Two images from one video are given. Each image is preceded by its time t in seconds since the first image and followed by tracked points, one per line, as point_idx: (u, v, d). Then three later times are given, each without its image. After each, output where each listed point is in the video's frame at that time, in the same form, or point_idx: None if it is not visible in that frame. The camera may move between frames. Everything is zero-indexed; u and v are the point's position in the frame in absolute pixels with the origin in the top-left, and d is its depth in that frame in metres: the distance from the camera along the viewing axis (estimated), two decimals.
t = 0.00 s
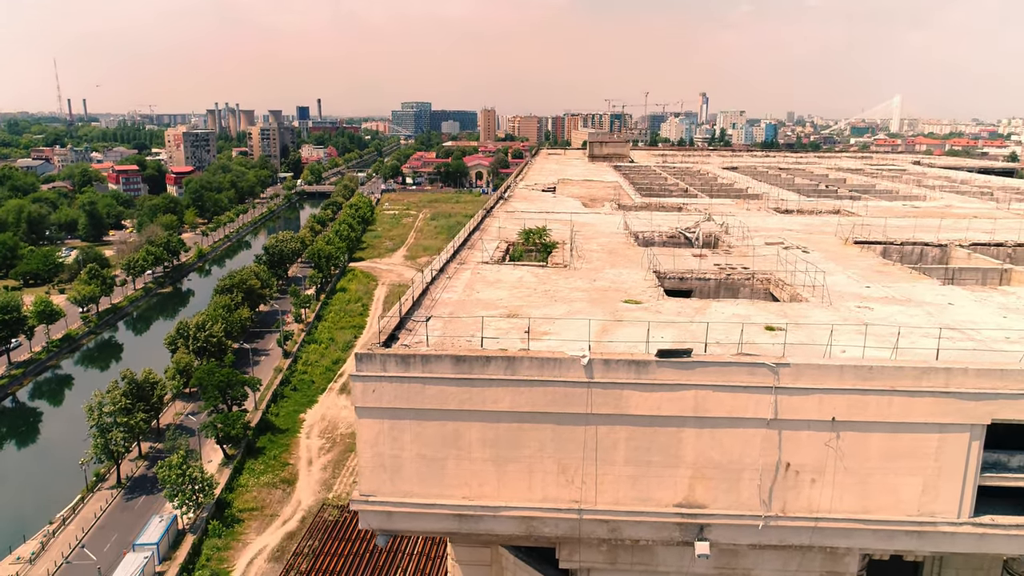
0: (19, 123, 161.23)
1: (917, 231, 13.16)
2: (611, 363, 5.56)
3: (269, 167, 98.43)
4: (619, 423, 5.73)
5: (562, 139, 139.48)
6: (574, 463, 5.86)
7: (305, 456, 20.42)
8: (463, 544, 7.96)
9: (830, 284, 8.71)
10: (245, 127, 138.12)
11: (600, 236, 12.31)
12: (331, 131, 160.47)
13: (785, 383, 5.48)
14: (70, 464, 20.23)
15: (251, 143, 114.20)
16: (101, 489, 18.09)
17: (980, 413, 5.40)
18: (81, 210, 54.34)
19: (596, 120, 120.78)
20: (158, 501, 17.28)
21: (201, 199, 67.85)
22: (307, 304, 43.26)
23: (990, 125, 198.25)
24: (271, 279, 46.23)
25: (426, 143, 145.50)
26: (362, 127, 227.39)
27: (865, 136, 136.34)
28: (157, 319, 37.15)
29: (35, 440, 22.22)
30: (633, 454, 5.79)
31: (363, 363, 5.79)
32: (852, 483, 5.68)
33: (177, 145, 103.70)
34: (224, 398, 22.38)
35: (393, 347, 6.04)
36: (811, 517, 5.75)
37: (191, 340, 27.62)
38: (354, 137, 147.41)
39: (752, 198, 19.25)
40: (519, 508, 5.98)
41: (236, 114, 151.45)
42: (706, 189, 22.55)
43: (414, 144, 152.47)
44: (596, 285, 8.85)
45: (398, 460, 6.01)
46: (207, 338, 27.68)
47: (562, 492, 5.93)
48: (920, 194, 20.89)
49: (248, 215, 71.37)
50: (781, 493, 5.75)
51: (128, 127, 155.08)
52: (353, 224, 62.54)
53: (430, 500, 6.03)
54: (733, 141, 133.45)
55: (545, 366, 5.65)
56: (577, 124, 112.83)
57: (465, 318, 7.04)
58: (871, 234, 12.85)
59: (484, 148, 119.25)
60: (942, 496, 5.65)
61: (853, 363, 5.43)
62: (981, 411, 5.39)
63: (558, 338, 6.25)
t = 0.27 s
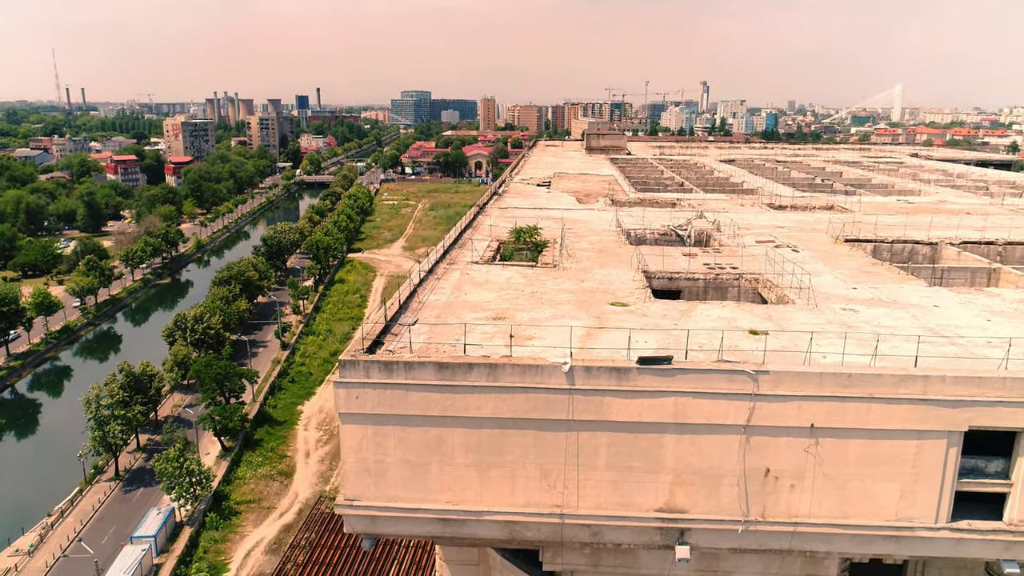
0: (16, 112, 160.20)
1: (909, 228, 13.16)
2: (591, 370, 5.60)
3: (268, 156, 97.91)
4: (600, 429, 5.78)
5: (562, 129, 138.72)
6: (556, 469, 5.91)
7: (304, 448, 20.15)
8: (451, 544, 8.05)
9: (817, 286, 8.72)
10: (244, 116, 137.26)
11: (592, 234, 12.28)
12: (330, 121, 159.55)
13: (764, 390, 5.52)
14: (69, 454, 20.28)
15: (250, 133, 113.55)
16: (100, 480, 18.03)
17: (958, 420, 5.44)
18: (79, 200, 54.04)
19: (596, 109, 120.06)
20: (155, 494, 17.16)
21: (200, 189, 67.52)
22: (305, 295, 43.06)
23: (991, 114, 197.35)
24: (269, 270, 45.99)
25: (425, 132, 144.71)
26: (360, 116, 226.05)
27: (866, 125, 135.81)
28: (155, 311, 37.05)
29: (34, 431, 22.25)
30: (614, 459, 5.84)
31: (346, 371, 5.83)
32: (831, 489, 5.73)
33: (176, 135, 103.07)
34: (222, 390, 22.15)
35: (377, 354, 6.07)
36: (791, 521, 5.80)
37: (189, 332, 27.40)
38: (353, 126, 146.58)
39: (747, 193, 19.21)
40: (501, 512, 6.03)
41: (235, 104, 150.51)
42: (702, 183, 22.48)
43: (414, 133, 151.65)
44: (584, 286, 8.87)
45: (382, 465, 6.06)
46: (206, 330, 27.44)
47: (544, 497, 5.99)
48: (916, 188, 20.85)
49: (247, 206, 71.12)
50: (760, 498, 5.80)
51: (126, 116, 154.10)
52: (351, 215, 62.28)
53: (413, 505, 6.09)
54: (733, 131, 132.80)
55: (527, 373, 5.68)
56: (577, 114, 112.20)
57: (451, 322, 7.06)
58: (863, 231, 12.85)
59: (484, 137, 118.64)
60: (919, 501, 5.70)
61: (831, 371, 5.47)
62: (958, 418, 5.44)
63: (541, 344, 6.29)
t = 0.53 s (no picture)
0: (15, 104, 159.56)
1: (900, 227, 13.19)
2: (572, 376, 5.63)
3: (266, 149, 97.52)
4: (582, 434, 5.81)
5: (561, 121, 138.18)
6: (538, 473, 5.95)
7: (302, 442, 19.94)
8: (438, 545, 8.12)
9: (804, 288, 8.74)
10: (242, 108, 136.50)
11: (583, 234, 12.29)
12: (329, 113, 158.86)
13: (743, 396, 5.55)
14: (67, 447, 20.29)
15: (248, 125, 113.08)
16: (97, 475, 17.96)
17: (935, 426, 5.48)
18: (77, 193, 53.80)
19: (596, 101, 119.54)
20: (153, 489, 17.04)
21: (198, 182, 67.28)
22: (303, 289, 42.92)
23: (992, 106, 196.79)
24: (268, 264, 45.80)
25: (424, 124, 144.15)
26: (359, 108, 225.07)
27: (865, 117, 135.62)
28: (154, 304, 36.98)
29: (32, 424, 22.26)
30: (596, 464, 5.88)
31: (329, 376, 5.85)
32: (811, 493, 5.78)
33: (174, 127, 102.60)
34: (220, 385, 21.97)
35: (361, 360, 6.10)
36: (770, 525, 5.85)
37: (187, 326, 27.23)
38: (352, 118, 145.96)
39: (742, 189, 19.21)
40: (484, 516, 6.08)
41: (234, 95, 149.83)
42: (697, 178, 22.47)
43: (413, 125, 151.08)
44: (572, 288, 8.89)
45: (366, 469, 6.09)
46: (204, 324, 27.29)
47: (526, 501, 6.03)
48: (911, 184, 20.85)
49: (246, 198, 70.93)
50: (739, 502, 5.85)
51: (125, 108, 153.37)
52: (350, 208, 62.10)
53: (397, 509, 6.13)
54: (733, 123, 132.45)
55: (509, 379, 5.71)
56: (576, 106, 111.78)
57: (435, 326, 7.08)
58: (854, 230, 12.87)
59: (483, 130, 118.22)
60: (898, 506, 5.75)
61: (811, 377, 5.50)
62: (936, 423, 5.48)
63: (524, 349, 6.32)
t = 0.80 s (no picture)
0: (14, 96, 158.97)
1: (891, 225, 13.21)
2: (553, 380, 5.65)
3: (265, 141, 97.17)
4: (563, 438, 5.84)
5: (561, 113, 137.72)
6: (519, 476, 5.99)
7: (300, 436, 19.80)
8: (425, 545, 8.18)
9: (790, 288, 8.75)
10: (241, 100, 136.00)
11: (574, 232, 12.29)
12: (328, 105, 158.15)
13: (723, 400, 5.58)
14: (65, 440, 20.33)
15: (247, 118, 112.66)
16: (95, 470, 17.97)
17: (913, 429, 5.52)
18: (75, 186, 53.57)
19: (596, 93, 119.02)
20: (149, 484, 17.04)
21: (197, 175, 67.06)
22: (301, 284, 42.85)
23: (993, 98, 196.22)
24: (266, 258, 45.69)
25: (423, 116, 143.60)
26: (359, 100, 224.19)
27: (866, 110, 135.23)
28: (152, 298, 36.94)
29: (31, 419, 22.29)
30: (577, 467, 5.91)
31: (312, 380, 5.87)
32: (790, 495, 5.82)
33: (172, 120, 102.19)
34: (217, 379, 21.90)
35: (344, 363, 6.13)
36: (750, 527, 5.89)
37: (184, 320, 27.17)
38: (351, 111, 145.39)
39: (736, 186, 19.21)
40: (466, 518, 6.13)
41: (232, 88, 149.20)
42: (692, 174, 22.44)
43: (412, 118, 150.50)
44: (560, 288, 8.91)
45: (349, 471, 6.13)
46: (201, 318, 27.23)
47: (508, 503, 6.08)
48: (905, 180, 20.85)
49: (245, 191, 70.75)
50: (719, 504, 5.89)
51: (123, 100, 152.66)
52: (348, 201, 61.95)
53: (380, 512, 6.18)
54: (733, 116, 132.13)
55: (490, 383, 5.74)
56: (576, 98, 111.34)
57: (420, 329, 7.10)
58: (845, 228, 12.89)
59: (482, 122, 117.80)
60: (877, 508, 5.79)
61: (791, 381, 5.53)
62: (914, 428, 5.51)
63: (507, 353, 6.36)
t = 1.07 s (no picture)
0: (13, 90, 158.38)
1: (882, 223, 13.22)
2: (533, 384, 5.68)
3: (264, 136, 96.86)
4: (544, 440, 5.88)
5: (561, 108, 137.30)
6: (501, 479, 6.02)
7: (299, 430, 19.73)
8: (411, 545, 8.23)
9: (777, 289, 8.77)
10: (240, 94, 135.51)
11: (564, 231, 12.29)
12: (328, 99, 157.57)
13: (702, 403, 5.61)
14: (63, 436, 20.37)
15: (246, 112, 112.29)
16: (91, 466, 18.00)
17: (891, 433, 5.55)
18: (73, 181, 53.40)
19: (596, 88, 118.62)
20: (146, 481, 17.03)
21: (195, 169, 66.85)
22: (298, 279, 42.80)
23: (994, 92, 195.57)
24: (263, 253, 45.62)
25: (423, 110, 143.01)
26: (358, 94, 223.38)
27: (866, 104, 134.83)
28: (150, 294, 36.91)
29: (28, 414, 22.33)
30: (557, 469, 5.95)
31: (294, 383, 5.89)
32: (769, 497, 5.86)
33: (171, 115, 101.78)
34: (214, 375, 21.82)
35: (326, 366, 6.15)
36: (729, 529, 5.93)
37: (182, 316, 27.13)
38: (350, 105, 144.90)
39: (730, 183, 19.20)
40: (448, 520, 6.17)
41: (231, 82, 148.61)
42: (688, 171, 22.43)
43: (412, 112, 150.03)
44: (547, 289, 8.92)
45: (332, 474, 6.17)
46: (199, 314, 27.18)
47: (490, 505, 6.12)
48: (900, 177, 20.83)
49: (243, 186, 70.60)
50: (699, 507, 5.93)
51: (122, 93, 152.07)
52: (347, 196, 61.83)
53: (362, 514, 6.22)
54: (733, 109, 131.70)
55: (471, 386, 5.77)
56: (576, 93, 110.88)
57: (404, 331, 7.11)
58: (836, 226, 12.90)
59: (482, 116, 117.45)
60: (855, 510, 5.83)
61: (769, 385, 5.56)
62: (891, 431, 5.55)
63: (489, 356, 6.41)
